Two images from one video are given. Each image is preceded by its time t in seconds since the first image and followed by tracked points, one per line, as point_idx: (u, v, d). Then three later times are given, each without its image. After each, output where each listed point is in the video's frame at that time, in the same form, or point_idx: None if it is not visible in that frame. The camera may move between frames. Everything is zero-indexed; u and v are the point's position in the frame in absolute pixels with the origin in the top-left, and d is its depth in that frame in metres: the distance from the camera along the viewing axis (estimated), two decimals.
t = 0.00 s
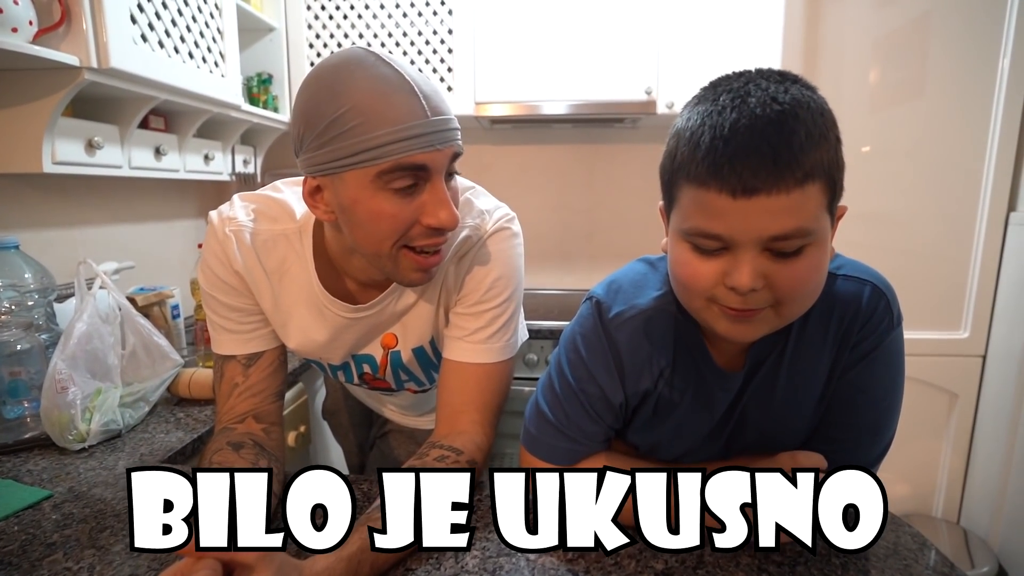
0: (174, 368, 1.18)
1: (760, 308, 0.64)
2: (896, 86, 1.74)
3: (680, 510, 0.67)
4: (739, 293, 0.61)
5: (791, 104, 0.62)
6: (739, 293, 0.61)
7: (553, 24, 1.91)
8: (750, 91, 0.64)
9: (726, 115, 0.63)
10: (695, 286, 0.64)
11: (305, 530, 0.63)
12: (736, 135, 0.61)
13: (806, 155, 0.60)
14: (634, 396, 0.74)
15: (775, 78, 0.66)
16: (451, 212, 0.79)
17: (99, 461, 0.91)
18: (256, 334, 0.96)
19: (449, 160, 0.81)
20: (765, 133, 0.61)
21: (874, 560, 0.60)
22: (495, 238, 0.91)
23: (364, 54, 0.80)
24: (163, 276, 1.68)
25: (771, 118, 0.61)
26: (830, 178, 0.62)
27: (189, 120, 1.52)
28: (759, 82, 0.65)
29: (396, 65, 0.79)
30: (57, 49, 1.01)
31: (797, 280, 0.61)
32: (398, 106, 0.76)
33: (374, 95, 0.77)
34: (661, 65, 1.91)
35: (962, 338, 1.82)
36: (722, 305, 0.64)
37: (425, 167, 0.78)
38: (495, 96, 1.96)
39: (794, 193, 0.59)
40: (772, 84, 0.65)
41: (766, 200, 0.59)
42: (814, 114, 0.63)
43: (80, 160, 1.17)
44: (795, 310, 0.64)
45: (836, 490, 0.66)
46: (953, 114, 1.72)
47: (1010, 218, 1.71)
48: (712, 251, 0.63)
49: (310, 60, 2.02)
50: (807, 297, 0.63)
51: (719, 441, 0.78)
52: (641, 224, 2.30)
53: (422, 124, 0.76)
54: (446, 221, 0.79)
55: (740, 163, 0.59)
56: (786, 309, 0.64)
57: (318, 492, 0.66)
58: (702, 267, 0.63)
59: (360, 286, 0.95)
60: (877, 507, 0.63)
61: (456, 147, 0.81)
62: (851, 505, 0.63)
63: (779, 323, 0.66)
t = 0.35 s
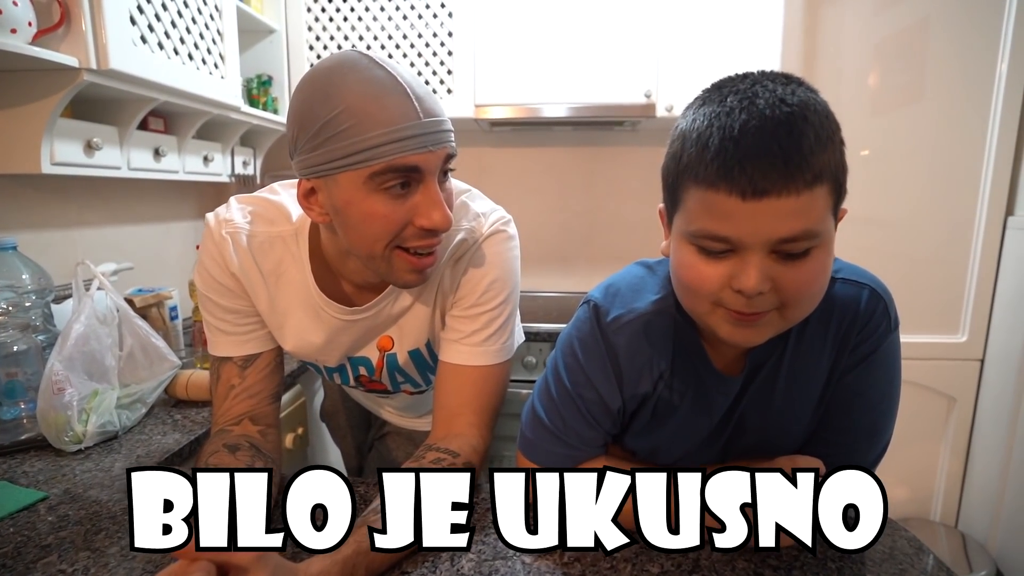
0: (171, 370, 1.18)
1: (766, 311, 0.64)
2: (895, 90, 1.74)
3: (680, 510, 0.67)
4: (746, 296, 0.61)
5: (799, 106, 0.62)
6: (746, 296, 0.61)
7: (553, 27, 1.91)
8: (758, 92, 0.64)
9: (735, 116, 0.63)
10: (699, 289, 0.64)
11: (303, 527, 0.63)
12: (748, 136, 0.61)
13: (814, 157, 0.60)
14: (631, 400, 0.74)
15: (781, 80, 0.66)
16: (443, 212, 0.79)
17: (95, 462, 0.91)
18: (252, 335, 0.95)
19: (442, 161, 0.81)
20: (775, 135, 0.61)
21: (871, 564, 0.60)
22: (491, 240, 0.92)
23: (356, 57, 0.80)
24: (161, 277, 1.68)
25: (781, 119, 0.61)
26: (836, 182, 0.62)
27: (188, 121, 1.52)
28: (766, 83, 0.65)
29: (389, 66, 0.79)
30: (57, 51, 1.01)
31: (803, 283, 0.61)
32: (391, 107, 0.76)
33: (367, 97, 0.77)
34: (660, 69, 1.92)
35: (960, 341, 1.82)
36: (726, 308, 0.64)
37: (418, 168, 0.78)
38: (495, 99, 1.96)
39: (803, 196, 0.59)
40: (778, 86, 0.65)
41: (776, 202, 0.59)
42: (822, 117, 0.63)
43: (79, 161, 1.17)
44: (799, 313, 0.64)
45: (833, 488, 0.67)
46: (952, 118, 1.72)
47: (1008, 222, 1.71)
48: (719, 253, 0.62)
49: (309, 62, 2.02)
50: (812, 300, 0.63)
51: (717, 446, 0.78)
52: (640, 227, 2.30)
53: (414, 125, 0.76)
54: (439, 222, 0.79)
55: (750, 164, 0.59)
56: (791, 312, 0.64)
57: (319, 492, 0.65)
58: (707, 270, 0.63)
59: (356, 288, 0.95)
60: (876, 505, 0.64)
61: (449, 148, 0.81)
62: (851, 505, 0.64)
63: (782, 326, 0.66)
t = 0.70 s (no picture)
0: (170, 370, 1.18)
1: (764, 314, 0.64)
2: (894, 92, 1.75)
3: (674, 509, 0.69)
4: (744, 300, 0.61)
5: (798, 110, 0.62)
6: (744, 300, 0.61)
7: (552, 28, 1.91)
8: (757, 96, 0.64)
9: (734, 120, 0.63)
10: (697, 292, 0.64)
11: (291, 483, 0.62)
12: (747, 139, 0.61)
13: (813, 161, 0.60)
14: (628, 402, 0.74)
15: (779, 83, 0.66)
16: (438, 213, 0.79)
17: (94, 462, 0.91)
18: (251, 335, 0.95)
19: (438, 162, 0.81)
20: (775, 138, 0.61)
21: (866, 566, 0.61)
22: (488, 241, 0.92)
23: (354, 57, 0.80)
24: (160, 278, 1.68)
25: (780, 123, 0.62)
26: (834, 184, 0.63)
27: (188, 122, 1.52)
28: (764, 87, 0.66)
29: (384, 66, 0.80)
30: (55, 51, 1.01)
31: (802, 288, 0.62)
32: (386, 108, 0.76)
33: (362, 98, 0.77)
34: (659, 70, 1.92)
35: (959, 343, 1.83)
36: (724, 312, 0.64)
37: (413, 169, 0.78)
38: (494, 100, 1.96)
39: (802, 199, 0.59)
40: (776, 89, 0.65)
41: (775, 205, 0.59)
42: (821, 121, 0.63)
43: (78, 161, 1.17)
44: (798, 317, 0.64)
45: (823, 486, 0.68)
46: (951, 120, 1.73)
47: (1007, 224, 1.71)
48: (717, 258, 0.62)
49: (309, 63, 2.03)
50: (810, 303, 0.63)
51: (713, 448, 0.78)
52: (639, 228, 2.31)
53: (409, 126, 0.76)
54: (434, 223, 0.79)
55: (750, 168, 0.59)
56: (790, 316, 0.64)
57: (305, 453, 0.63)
58: (705, 274, 0.63)
59: (354, 289, 0.96)
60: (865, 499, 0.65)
61: (445, 150, 0.82)
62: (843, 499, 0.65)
63: (781, 330, 0.66)
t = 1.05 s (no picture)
0: (172, 365, 1.18)
1: (756, 317, 0.64)
2: (897, 88, 1.74)
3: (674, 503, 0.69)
4: (735, 303, 0.61)
5: (790, 113, 0.62)
6: (736, 303, 0.61)
7: (554, 23, 1.91)
8: (749, 98, 0.64)
9: (724, 123, 0.63)
10: (689, 295, 0.64)
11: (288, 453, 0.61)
12: (738, 144, 0.61)
13: (803, 166, 0.60)
14: (628, 398, 0.74)
15: (773, 84, 0.66)
16: (438, 208, 0.79)
17: (96, 456, 0.91)
18: (253, 329, 0.95)
19: (438, 157, 0.81)
20: (764, 143, 0.61)
21: (866, 561, 0.61)
22: (489, 236, 0.92)
23: (354, 50, 0.80)
24: (162, 273, 1.69)
25: (770, 127, 0.61)
26: (828, 186, 0.62)
27: (189, 117, 1.52)
28: (756, 89, 0.65)
29: (385, 61, 0.80)
30: (56, 45, 1.01)
31: (792, 291, 0.61)
32: (385, 102, 0.76)
33: (362, 91, 0.77)
34: (661, 65, 1.91)
35: (961, 340, 1.82)
36: (716, 313, 0.64)
37: (413, 163, 0.78)
38: (496, 95, 1.96)
39: (792, 205, 0.59)
40: (769, 92, 0.65)
41: (763, 211, 0.59)
42: (814, 124, 0.63)
43: (79, 157, 1.18)
44: (790, 318, 0.64)
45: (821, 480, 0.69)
46: (954, 116, 1.72)
47: (1011, 221, 1.71)
48: (708, 261, 0.62)
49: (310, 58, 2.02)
50: (802, 306, 0.63)
51: (714, 444, 0.78)
52: (640, 224, 2.30)
53: (409, 120, 0.76)
54: (433, 217, 0.79)
55: (738, 173, 0.59)
56: (781, 318, 0.64)
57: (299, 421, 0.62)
58: (696, 276, 0.63)
59: (355, 284, 0.96)
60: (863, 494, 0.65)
61: (445, 145, 0.81)
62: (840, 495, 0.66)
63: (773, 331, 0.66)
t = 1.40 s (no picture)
0: (170, 358, 1.18)
1: (740, 304, 0.63)
2: (898, 82, 1.73)
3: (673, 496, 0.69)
4: (718, 288, 0.61)
5: (772, 99, 0.62)
6: (719, 288, 0.61)
7: (554, 16, 1.89)
8: (734, 86, 0.64)
9: (706, 108, 0.63)
10: (674, 281, 0.64)
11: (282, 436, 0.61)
12: (718, 130, 0.61)
13: (786, 150, 0.59)
14: (625, 391, 0.73)
15: (762, 74, 0.65)
16: (435, 201, 0.79)
17: (94, 449, 0.91)
18: (251, 322, 0.95)
19: (435, 150, 0.80)
20: (744, 126, 0.60)
21: (864, 554, 0.61)
22: (487, 229, 0.92)
23: (351, 42, 0.79)
24: (160, 266, 1.68)
25: (752, 112, 0.61)
26: (814, 174, 0.61)
27: (186, 110, 1.51)
28: (742, 77, 0.65)
29: (383, 52, 0.79)
30: (52, 36, 1.00)
31: (776, 276, 0.61)
32: (383, 93, 0.75)
33: (360, 82, 0.76)
34: (662, 59, 1.90)
35: (961, 336, 1.82)
36: (702, 299, 0.64)
37: (410, 156, 0.78)
38: (496, 89, 1.95)
39: (771, 188, 0.59)
40: (755, 79, 0.64)
41: (742, 193, 0.58)
42: (798, 111, 0.62)
43: (76, 149, 1.17)
44: (777, 307, 0.64)
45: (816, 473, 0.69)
46: (956, 110, 1.71)
47: (1012, 216, 1.70)
48: (692, 244, 0.62)
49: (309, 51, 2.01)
50: (788, 295, 0.63)
51: (712, 438, 0.78)
52: (640, 219, 2.29)
53: (406, 112, 0.75)
54: (430, 210, 0.79)
55: (717, 156, 0.59)
56: (767, 306, 0.63)
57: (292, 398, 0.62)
58: (681, 262, 0.63)
59: (353, 277, 0.96)
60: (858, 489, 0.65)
61: (443, 137, 0.81)
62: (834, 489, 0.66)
63: (761, 320, 0.65)
